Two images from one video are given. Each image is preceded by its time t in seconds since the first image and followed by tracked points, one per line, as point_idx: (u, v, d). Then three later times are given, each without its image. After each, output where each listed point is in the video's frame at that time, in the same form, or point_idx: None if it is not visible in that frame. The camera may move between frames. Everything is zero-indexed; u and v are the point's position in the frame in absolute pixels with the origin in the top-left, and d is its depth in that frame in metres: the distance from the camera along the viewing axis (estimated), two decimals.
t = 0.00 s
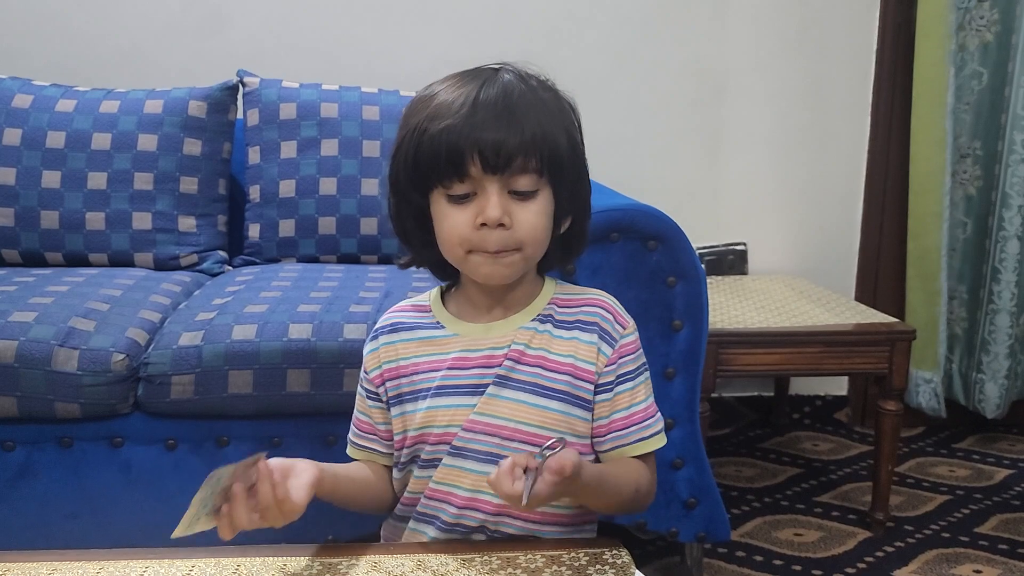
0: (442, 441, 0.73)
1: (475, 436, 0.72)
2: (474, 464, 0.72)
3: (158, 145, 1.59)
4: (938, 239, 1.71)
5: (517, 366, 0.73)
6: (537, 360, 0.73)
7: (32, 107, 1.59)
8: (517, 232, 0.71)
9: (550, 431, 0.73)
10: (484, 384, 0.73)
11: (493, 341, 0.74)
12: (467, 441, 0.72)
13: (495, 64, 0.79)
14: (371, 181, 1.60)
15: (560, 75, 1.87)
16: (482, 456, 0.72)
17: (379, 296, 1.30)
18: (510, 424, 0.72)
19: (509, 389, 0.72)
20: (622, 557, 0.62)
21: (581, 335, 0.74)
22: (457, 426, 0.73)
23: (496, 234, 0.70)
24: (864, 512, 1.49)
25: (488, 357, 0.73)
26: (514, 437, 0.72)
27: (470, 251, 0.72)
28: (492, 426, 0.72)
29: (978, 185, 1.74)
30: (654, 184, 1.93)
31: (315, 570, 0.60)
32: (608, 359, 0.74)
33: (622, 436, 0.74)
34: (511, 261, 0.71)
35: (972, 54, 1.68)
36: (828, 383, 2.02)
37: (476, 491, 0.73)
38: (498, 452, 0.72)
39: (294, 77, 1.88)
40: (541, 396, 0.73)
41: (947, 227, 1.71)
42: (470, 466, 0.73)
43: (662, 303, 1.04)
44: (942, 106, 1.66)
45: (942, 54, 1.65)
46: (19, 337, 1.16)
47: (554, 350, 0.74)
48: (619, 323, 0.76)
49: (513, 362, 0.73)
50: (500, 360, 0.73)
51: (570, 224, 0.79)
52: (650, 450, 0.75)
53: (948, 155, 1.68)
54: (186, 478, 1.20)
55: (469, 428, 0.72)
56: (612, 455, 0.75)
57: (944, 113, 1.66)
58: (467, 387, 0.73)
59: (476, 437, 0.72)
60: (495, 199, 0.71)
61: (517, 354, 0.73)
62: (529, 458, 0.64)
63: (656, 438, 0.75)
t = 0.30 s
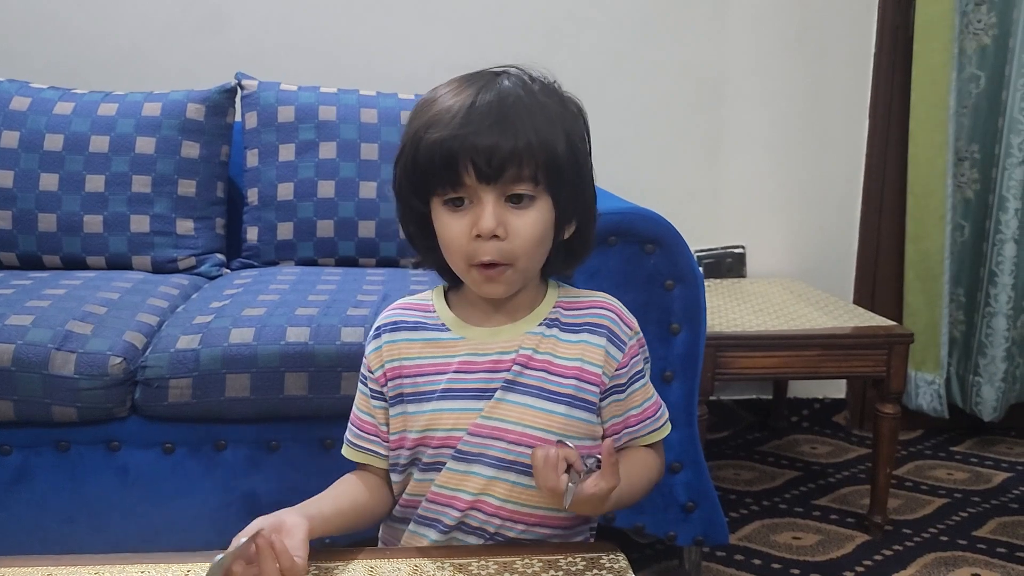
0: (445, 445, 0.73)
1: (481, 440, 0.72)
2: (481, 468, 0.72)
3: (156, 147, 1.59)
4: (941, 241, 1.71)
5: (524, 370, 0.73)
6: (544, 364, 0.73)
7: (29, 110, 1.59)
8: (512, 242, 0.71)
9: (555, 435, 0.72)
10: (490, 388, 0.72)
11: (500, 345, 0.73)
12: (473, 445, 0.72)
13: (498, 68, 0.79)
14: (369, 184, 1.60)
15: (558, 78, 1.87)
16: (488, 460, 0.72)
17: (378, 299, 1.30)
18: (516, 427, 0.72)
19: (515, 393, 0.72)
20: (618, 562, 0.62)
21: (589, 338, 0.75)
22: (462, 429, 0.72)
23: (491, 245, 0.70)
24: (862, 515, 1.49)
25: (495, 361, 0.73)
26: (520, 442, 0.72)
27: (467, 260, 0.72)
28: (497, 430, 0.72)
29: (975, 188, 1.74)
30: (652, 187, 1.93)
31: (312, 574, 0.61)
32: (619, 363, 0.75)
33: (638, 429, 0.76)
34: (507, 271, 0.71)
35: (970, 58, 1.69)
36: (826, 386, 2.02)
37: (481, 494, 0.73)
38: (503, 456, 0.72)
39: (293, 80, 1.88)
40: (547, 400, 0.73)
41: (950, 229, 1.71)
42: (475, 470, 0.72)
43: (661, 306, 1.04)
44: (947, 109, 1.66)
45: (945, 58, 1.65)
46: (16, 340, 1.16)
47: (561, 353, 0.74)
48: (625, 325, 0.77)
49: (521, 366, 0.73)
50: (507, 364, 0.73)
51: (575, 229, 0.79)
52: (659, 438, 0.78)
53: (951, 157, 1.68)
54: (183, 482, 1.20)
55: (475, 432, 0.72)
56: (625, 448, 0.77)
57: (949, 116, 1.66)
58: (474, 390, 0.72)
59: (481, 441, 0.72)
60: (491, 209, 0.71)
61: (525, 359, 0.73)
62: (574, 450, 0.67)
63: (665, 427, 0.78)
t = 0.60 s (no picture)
0: (447, 444, 0.73)
1: (483, 442, 0.72)
2: (482, 471, 0.72)
3: (155, 148, 1.59)
4: (939, 241, 1.71)
5: (529, 376, 0.72)
6: (551, 373, 0.73)
7: (29, 111, 1.59)
8: (519, 239, 0.71)
9: (556, 443, 0.72)
10: (494, 391, 0.72)
11: (507, 347, 0.73)
12: (474, 447, 0.72)
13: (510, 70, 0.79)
14: (369, 185, 1.60)
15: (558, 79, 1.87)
16: (489, 463, 0.72)
17: (377, 300, 1.30)
18: (518, 432, 0.72)
19: (519, 399, 0.72)
20: (618, 564, 0.62)
21: (598, 354, 0.74)
22: (465, 430, 0.72)
23: (498, 242, 0.70)
24: (862, 516, 1.49)
25: (499, 364, 0.73)
26: (521, 447, 0.72)
27: (473, 257, 0.72)
28: (500, 434, 0.72)
29: (974, 189, 1.74)
30: (652, 188, 1.93)
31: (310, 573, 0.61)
32: (631, 385, 0.74)
33: (644, 453, 0.76)
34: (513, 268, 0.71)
35: (969, 58, 1.69)
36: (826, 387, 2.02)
37: (483, 498, 0.72)
38: (504, 460, 0.72)
39: (292, 80, 1.88)
40: (551, 407, 0.72)
41: (948, 229, 1.71)
42: (475, 473, 0.72)
43: (661, 307, 1.04)
44: (944, 110, 1.67)
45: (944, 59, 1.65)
46: (15, 341, 1.16)
47: (570, 364, 0.74)
48: (639, 347, 0.76)
49: (525, 371, 0.73)
50: (511, 368, 0.73)
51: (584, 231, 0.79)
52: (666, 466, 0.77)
53: (948, 157, 1.68)
54: (182, 482, 1.20)
55: (477, 434, 0.72)
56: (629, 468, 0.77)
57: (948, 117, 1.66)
58: (477, 392, 0.72)
59: (483, 444, 0.72)
60: (498, 207, 0.71)
61: (530, 365, 0.73)
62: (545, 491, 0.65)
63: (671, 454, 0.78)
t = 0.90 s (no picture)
0: (454, 448, 0.73)
1: (488, 447, 0.72)
2: (486, 475, 0.71)
3: (157, 149, 1.59)
4: (940, 242, 1.72)
5: (537, 382, 0.72)
6: (560, 379, 0.72)
7: (30, 112, 1.59)
8: (520, 223, 0.71)
9: (562, 450, 0.72)
10: (501, 395, 0.72)
11: (512, 350, 0.73)
12: (480, 451, 0.72)
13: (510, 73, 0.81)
14: (370, 185, 1.60)
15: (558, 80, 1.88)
16: (494, 468, 0.72)
17: (378, 301, 1.30)
18: (524, 438, 0.72)
19: (527, 404, 0.72)
20: (618, 564, 0.63)
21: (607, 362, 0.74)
22: (471, 434, 0.72)
23: (499, 227, 0.70)
24: (863, 517, 1.49)
25: (506, 367, 0.73)
26: (527, 453, 0.72)
27: (475, 245, 0.72)
28: (505, 439, 0.72)
29: (974, 189, 1.74)
30: (652, 189, 1.93)
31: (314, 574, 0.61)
32: (638, 394, 0.74)
33: (645, 464, 0.75)
34: (516, 254, 0.71)
35: (969, 59, 1.69)
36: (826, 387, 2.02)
37: (485, 503, 0.72)
38: (509, 466, 0.72)
39: (293, 81, 1.88)
40: (559, 415, 0.72)
41: (948, 230, 1.71)
42: (479, 476, 0.72)
43: (661, 308, 1.04)
44: (943, 110, 1.67)
45: (943, 59, 1.65)
46: (16, 342, 1.16)
47: (579, 370, 0.73)
48: (649, 359, 0.76)
49: (532, 376, 0.72)
50: (518, 372, 0.72)
51: (589, 223, 0.79)
52: (668, 482, 0.76)
53: (947, 157, 1.69)
54: (183, 483, 1.20)
55: (483, 438, 0.72)
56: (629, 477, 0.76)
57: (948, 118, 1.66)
58: (484, 397, 0.72)
59: (488, 448, 0.72)
60: (498, 192, 0.71)
61: (538, 370, 0.72)
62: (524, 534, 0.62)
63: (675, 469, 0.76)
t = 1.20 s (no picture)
0: (456, 454, 0.73)
1: (489, 452, 0.71)
2: (486, 480, 0.71)
3: (157, 149, 1.59)
4: (943, 242, 1.72)
5: (535, 385, 0.71)
6: (558, 381, 0.72)
7: (31, 112, 1.59)
8: (510, 212, 0.70)
9: (561, 454, 0.71)
10: (501, 400, 0.72)
11: (512, 355, 0.73)
12: (481, 455, 0.71)
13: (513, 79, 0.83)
14: (370, 185, 1.60)
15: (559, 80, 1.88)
16: (494, 474, 0.71)
17: (378, 300, 1.30)
18: (524, 443, 0.71)
19: (526, 409, 0.71)
20: (619, 563, 0.63)
21: (607, 362, 0.73)
22: (472, 439, 0.72)
23: (489, 216, 0.70)
24: (863, 517, 1.49)
25: (506, 372, 0.73)
26: (526, 458, 0.71)
27: (466, 234, 0.71)
28: (505, 444, 0.71)
29: (975, 189, 1.74)
30: (653, 188, 1.93)
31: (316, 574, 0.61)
32: (639, 392, 0.73)
33: (657, 465, 0.73)
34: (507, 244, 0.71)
35: (970, 59, 1.69)
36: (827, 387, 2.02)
37: (486, 509, 0.71)
38: (509, 472, 0.71)
39: (293, 81, 1.88)
40: (557, 419, 0.71)
41: (954, 230, 1.71)
42: (481, 482, 0.72)
43: (662, 308, 1.04)
44: (947, 110, 1.67)
45: (944, 59, 1.65)
46: (17, 341, 1.16)
47: (578, 372, 0.72)
48: (652, 356, 0.75)
49: (530, 380, 0.72)
50: (517, 377, 0.72)
51: (587, 223, 0.78)
52: (688, 483, 0.74)
53: (952, 157, 1.68)
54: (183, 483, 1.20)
55: (483, 443, 0.71)
56: (646, 482, 0.74)
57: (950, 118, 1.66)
58: (484, 401, 0.72)
59: (488, 452, 0.71)
60: (490, 183, 0.72)
61: (536, 373, 0.72)
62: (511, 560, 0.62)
63: (693, 471, 0.74)
